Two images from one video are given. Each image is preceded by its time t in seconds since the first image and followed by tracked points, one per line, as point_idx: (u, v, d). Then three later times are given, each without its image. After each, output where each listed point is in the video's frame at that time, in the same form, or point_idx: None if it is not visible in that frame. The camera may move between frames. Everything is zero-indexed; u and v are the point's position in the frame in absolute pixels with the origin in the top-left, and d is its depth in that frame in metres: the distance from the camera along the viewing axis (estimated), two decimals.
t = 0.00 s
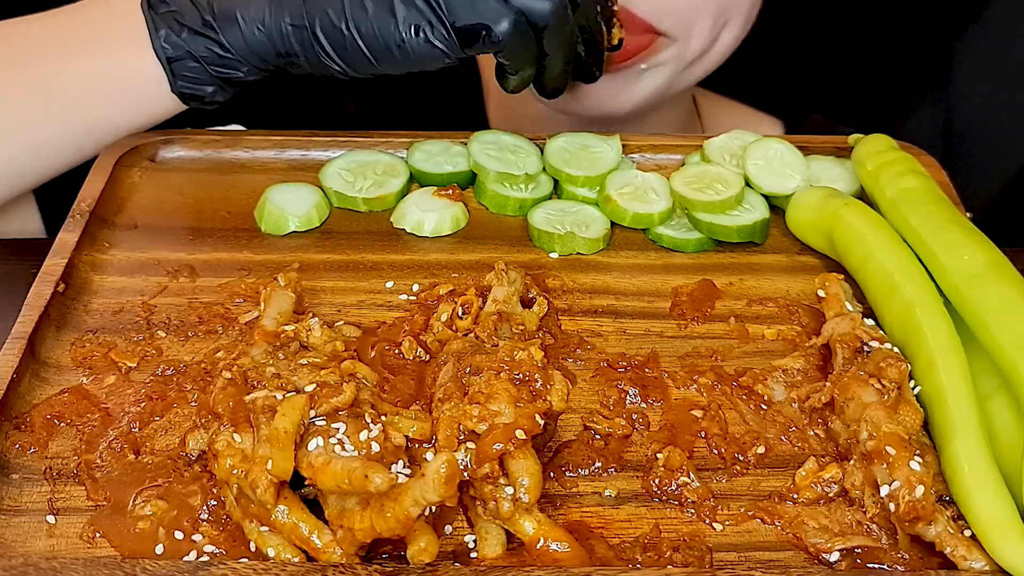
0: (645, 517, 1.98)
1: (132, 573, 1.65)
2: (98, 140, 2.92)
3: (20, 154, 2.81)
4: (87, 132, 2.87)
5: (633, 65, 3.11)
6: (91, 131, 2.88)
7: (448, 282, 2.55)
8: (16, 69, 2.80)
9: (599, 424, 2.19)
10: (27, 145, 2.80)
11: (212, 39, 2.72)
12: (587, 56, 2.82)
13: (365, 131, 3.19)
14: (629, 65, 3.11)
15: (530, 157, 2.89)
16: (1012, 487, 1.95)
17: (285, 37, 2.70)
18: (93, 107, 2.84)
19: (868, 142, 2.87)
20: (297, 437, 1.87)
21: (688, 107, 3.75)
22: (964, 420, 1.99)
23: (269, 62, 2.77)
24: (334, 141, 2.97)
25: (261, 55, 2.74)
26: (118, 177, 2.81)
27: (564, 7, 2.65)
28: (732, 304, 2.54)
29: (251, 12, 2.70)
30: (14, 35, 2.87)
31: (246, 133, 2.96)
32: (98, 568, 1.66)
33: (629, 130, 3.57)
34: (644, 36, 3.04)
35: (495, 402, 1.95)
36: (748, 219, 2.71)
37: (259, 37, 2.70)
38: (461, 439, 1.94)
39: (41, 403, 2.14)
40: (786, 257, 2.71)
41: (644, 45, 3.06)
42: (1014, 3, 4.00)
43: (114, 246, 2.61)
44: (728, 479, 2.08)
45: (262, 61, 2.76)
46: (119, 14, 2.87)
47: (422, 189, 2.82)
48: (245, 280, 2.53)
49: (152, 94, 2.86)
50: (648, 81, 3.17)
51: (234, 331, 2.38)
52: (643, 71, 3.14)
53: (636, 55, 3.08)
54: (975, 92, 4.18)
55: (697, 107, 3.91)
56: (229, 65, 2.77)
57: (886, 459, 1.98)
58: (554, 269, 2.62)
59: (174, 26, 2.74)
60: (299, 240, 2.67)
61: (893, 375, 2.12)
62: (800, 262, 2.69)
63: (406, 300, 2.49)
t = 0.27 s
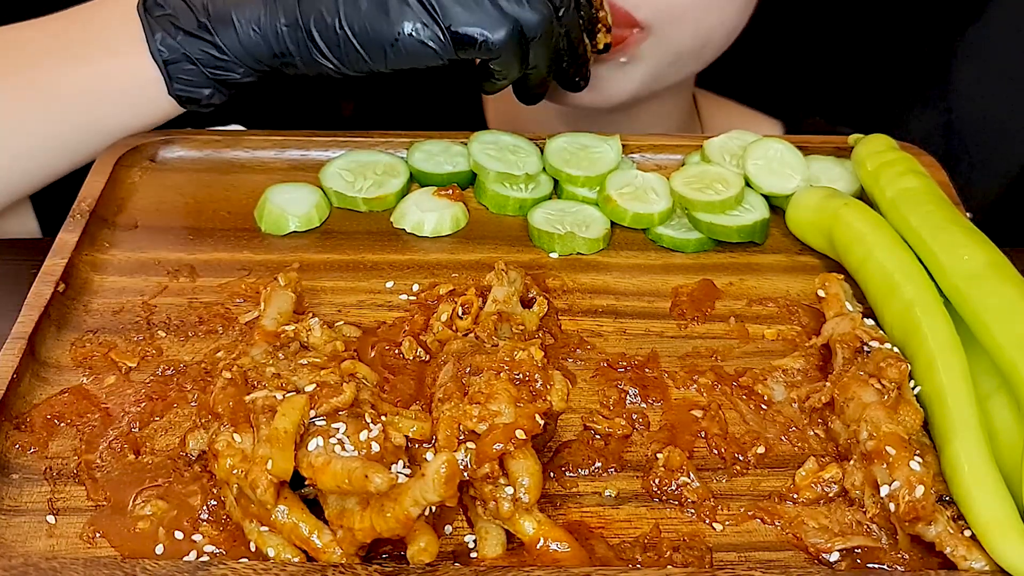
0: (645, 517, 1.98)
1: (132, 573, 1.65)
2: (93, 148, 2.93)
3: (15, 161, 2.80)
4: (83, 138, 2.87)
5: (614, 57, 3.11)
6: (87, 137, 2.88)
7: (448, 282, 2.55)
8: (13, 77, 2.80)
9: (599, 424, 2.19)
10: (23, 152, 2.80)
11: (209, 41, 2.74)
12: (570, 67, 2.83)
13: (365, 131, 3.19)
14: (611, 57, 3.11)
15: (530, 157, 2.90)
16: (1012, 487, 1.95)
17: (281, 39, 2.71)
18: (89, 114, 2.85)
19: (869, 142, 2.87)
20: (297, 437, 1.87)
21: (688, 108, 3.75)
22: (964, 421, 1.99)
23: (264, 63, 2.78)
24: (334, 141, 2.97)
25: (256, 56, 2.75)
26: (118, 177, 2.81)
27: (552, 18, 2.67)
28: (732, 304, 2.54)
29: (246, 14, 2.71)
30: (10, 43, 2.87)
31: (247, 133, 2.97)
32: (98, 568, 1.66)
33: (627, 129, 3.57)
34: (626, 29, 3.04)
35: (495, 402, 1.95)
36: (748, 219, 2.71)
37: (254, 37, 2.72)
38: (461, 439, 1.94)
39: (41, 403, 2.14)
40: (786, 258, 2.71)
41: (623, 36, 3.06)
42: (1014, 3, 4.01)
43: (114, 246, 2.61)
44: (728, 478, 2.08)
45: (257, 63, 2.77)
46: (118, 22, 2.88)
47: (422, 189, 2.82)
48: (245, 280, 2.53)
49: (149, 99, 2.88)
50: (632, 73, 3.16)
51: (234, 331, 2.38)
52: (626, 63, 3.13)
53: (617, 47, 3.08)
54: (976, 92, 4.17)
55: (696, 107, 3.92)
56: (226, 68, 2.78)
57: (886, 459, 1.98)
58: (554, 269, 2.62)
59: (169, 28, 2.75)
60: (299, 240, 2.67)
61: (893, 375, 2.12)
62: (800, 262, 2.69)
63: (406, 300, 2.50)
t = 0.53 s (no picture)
0: (645, 517, 1.98)
1: (132, 573, 1.65)
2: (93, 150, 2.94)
3: (14, 163, 2.81)
4: (83, 140, 2.88)
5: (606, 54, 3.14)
6: (86, 140, 2.89)
7: (448, 282, 2.55)
8: (14, 78, 2.80)
9: (599, 424, 2.19)
10: (22, 154, 2.80)
11: (212, 39, 2.73)
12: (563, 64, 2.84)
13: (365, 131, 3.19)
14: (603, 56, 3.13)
15: (530, 157, 2.90)
16: (1012, 487, 1.95)
17: (284, 37, 2.71)
18: (90, 117, 2.85)
19: (869, 142, 2.87)
20: (297, 437, 1.87)
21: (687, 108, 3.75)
22: (965, 420, 1.99)
23: (265, 60, 2.78)
24: (334, 141, 2.97)
25: (260, 54, 2.75)
26: (118, 177, 2.80)
27: (546, 19, 2.65)
28: (732, 304, 2.54)
29: (249, 11, 2.70)
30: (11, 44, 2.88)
31: (247, 133, 2.97)
32: (97, 568, 1.66)
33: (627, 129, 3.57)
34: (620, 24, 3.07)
35: (495, 402, 1.95)
36: (748, 219, 2.71)
37: (258, 36, 2.72)
38: (461, 439, 1.94)
39: (41, 403, 2.14)
40: (787, 257, 2.71)
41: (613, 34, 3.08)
42: (1013, 3, 4.01)
43: (114, 246, 2.61)
44: (728, 479, 2.08)
45: (259, 61, 2.77)
46: (118, 24, 2.88)
47: (422, 189, 2.82)
48: (245, 280, 2.53)
49: (150, 101, 2.89)
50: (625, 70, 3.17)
51: (234, 331, 2.38)
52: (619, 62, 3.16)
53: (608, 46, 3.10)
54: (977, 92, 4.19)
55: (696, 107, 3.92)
56: (230, 67, 2.78)
57: (886, 459, 1.98)
58: (554, 269, 2.62)
59: (172, 27, 2.75)
60: (299, 240, 2.67)
61: (893, 375, 2.11)
62: (800, 262, 2.69)
63: (406, 300, 2.50)
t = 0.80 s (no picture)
0: (645, 517, 1.98)
1: (132, 573, 1.65)
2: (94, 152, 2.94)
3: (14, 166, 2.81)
4: (83, 141, 2.88)
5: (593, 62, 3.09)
6: (87, 143, 2.89)
7: (448, 282, 2.55)
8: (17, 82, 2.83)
9: (599, 424, 2.19)
10: (21, 155, 2.80)
11: (222, 54, 2.74)
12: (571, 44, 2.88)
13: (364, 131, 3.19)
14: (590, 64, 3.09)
15: (530, 157, 2.90)
16: (1012, 487, 1.95)
17: (295, 53, 2.72)
18: (91, 118, 2.86)
19: (869, 142, 2.87)
20: (297, 437, 1.87)
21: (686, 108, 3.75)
22: (965, 420, 1.99)
23: (277, 70, 2.79)
24: (334, 141, 2.97)
25: (270, 66, 2.76)
26: (118, 177, 2.80)
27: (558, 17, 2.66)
28: (732, 304, 2.54)
29: (258, 25, 2.70)
30: (20, 47, 2.91)
31: (247, 133, 2.96)
32: (98, 568, 1.67)
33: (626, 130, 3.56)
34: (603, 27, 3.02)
35: (495, 402, 1.95)
36: (748, 219, 2.71)
37: (268, 51, 2.72)
38: (461, 439, 1.94)
39: (41, 403, 2.14)
40: (786, 257, 2.71)
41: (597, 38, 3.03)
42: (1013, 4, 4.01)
43: (114, 246, 2.61)
44: (728, 478, 2.08)
45: (270, 72, 2.79)
46: (120, 27, 2.90)
47: (422, 189, 2.82)
48: (245, 280, 2.53)
49: (152, 101, 2.89)
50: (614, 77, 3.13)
51: (234, 331, 2.38)
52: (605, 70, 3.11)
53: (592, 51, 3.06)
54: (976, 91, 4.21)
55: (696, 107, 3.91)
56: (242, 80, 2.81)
57: (886, 459, 1.98)
58: (554, 269, 2.62)
59: (180, 41, 2.75)
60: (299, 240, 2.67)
61: (893, 375, 2.12)
62: (800, 262, 2.69)
63: (406, 300, 2.50)
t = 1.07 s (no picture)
0: (645, 517, 1.98)
1: (132, 573, 1.65)
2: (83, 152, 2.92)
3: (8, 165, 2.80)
4: (72, 142, 2.86)
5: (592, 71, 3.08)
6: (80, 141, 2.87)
7: (448, 282, 2.55)
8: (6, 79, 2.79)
9: (599, 424, 2.19)
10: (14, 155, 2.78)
11: (201, 45, 2.74)
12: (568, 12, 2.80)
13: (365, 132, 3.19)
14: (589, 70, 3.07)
15: (530, 157, 2.90)
16: (1012, 487, 1.95)
17: (272, 43, 2.70)
18: (80, 118, 2.83)
19: (869, 142, 2.87)
20: (297, 437, 1.87)
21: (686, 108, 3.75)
22: (965, 420, 1.99)
23: (258, 62, 2.78)
24: (334, 141, 2.97)
25: (250, 57, 2.75)
26: (118, 177, 2.81)
27: None
28: (732, 304, 2.54)
29: (235, 16, 2.69)
30: (6, 44, 2.87)
31: (247, 133, 2.97)
32: (98, 568, 1.66)
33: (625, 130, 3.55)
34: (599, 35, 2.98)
35: (495, 402, 1.95)
36: (748, 219, 2.71)
37: (247, 41, 2.71)
38: (461, 439, 1.94)
39: (41, 403, 2.14)
40: (786, 258, 2.71)
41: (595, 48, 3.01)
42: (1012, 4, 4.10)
43: (114, 246, 2.61)
44: (728, 479, 2.08)
45: (251, 62, 2.77)
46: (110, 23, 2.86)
47: (422, 189, 2.82)
48: (245, 280, 2.53)
49: (141, 104, 2.87)
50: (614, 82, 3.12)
51: (234, 331, 2.38)
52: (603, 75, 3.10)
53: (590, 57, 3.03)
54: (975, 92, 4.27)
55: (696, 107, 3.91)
56: (222, 72, 2.80)
57: (886, 459, 1.98)
58: (554, 269, 2.62)
59: (159, 35, 2.74)
60: (298, 240, 2.67)
61: (893, 375, 2.12)
62: (800, 262, 2.69)
63: (406, 300, 2.49)
